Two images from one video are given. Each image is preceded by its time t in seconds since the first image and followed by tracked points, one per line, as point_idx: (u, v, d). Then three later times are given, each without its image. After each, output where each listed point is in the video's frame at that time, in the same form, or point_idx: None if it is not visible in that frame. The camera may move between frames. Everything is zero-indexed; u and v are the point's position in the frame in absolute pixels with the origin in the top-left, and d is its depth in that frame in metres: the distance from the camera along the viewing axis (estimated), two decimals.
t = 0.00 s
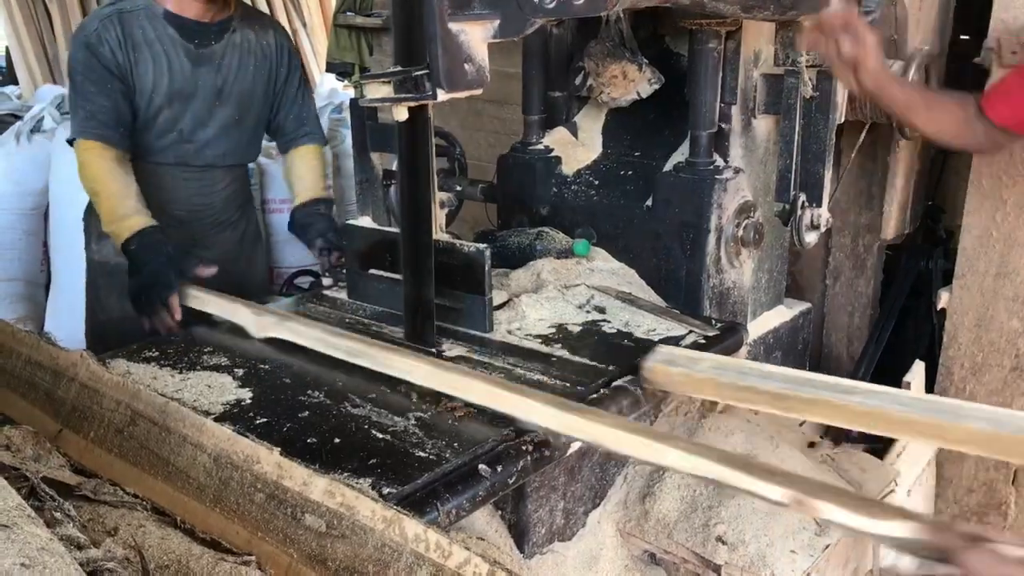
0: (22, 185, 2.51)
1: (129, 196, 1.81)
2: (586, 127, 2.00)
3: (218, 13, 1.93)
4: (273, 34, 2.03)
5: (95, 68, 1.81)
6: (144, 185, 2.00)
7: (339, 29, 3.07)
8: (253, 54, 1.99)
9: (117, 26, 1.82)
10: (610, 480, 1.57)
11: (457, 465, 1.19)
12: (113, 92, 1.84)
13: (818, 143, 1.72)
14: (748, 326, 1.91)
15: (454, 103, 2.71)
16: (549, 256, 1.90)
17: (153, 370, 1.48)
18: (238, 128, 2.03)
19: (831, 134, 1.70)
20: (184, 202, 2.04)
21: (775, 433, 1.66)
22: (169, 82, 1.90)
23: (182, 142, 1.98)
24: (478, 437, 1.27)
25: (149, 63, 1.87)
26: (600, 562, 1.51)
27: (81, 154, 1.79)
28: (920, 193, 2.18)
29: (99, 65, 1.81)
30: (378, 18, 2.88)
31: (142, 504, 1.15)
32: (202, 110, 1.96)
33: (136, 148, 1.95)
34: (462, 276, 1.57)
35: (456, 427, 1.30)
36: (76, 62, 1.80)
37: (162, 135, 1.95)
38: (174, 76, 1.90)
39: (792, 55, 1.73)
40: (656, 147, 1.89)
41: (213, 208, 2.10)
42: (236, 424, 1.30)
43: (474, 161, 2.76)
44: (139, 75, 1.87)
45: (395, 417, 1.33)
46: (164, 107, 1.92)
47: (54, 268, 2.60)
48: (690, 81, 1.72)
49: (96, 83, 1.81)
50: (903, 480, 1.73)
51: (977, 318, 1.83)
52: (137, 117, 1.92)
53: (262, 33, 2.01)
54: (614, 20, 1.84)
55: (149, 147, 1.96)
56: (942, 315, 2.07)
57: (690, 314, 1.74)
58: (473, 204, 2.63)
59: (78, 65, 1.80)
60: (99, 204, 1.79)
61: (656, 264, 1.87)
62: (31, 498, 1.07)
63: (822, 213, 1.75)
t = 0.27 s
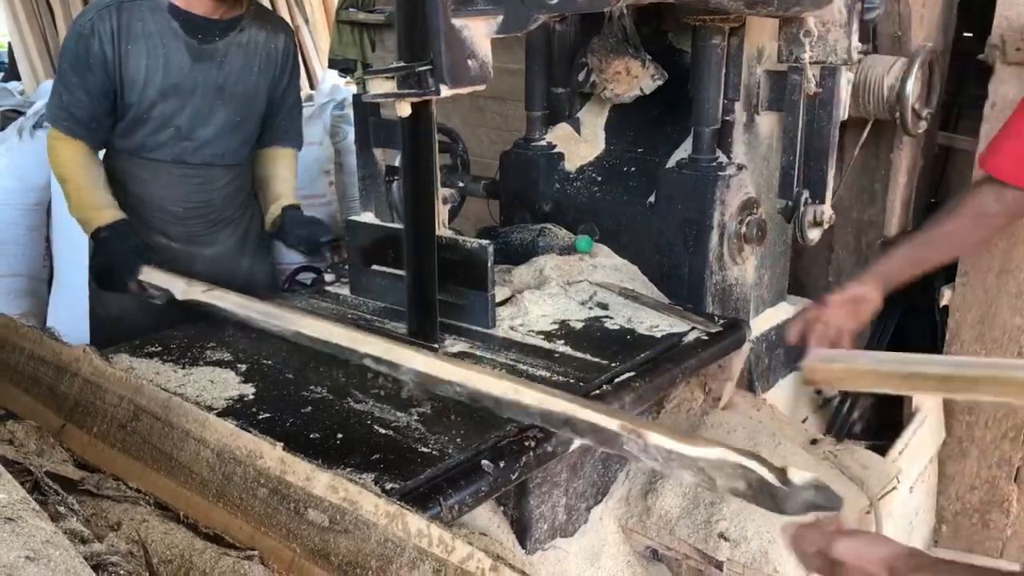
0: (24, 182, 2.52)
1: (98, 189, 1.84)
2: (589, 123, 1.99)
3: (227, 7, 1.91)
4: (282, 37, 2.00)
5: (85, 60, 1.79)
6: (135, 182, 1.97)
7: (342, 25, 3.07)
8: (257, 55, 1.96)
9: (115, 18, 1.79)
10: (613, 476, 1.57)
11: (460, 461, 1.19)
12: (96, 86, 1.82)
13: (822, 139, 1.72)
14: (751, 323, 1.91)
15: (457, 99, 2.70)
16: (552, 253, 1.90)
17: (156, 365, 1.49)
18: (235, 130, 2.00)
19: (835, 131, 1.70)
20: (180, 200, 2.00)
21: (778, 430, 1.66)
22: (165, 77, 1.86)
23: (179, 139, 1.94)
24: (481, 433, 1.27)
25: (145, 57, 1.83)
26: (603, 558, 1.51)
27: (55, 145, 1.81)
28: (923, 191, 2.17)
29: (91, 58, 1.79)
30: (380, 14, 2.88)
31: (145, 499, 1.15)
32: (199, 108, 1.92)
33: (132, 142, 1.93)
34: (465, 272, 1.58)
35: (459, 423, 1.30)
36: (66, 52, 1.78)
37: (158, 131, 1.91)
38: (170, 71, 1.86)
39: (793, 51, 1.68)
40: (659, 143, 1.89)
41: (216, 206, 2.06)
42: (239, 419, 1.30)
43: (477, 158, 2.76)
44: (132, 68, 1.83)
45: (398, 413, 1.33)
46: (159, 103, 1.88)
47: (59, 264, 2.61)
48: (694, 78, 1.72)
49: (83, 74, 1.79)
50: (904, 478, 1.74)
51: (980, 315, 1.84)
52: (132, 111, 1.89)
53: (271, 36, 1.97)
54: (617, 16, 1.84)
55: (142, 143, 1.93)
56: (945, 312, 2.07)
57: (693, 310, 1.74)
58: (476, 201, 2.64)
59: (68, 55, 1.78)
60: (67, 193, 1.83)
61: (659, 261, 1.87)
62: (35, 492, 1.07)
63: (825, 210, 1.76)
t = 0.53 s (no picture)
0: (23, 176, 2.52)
1: (77, 171, 1.86)
2: (590, 117, 1.99)
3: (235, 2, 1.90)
4: (283, 32, 1.99)
5: (84, 45, 1.76)
6: (127, 175, 1.96)
7: (342, 19, 3.07)
8: (259, 49, 1.95)
9: (119, 5, 1.78)
10: (613, 471, 1.57)
11: (461, 455, 1.19)
12: (93, 73, 1.80)
13: (822, 134, 1.72)
14: (752, 317, 1.91)
15: (458, 94, 2.70)
16: (553, 247, 1.89)
17: (156, 359, 1.48)
18: (234, 125, 1.99)
19: (836, 125, 1.70)
20: (179, 196, 1.99)
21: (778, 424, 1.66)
22: (166, 67, 1.85)
23: (179, 131, 1.93)
24: (482, 427, 1.27)
25: (146, 46, 1.82)
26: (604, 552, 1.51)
27: (39, 118, 1.81)
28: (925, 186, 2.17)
29: (90, 43, 1.77)
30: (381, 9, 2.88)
31: (145, 493, 1.15)
32: (199, 100, 1.91)
33: (129, 133, 1.91)
34: (464, 266, 1.57)
35: (460, 417, 1.30)
36: (65, 36, 1.76)
37: (156, 123, 1.90)
38: (172, 62, 1.85)
39: (795, 45, 1.68)
40: (660, 138, 1.89)
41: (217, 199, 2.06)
42: (239, 413, 1.30)
43: (477, 152, 2.76)
44: (133, 58, 1.82)
45: (398, 407, 1.33)
46: (160, 94, 1.87)
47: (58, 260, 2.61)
48: (695, 72, 1.71)
49: (81, 58, 1.77)
50: (905, 473, 1.74)
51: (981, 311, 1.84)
52: (131, 100, 1.87)
53: (274, 29, 1.97)
54: (618, 11, 1.83)
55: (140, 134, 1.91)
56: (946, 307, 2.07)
57: (694, 305, 1.73)
58: (476, 195, 2.63)
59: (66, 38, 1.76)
60: (45, 168, 1.84)
61: (659, 255, 1.87)
62: (35, 485, 1.06)
63: (826, 205, 1.76)
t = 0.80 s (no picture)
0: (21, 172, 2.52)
1: (74, 163, 1.86)
2: (588, 114, 2.00)
3: (247, 3, 1.89)
4: (287, 29, 1.99)
5: (95, 37, 1.75)
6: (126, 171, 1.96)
7: (340, 16, 3.07)
8: (266, 48, 1.96)
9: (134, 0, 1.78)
10: (611, 466, 1.57)
11: (459, 450, 1.19)
12: (103, 64, 1.78)
13: (820, 131, 1.73)
14: (749, 314, 1.92)
15: (456, 90, 2.70)
16: (551, 243, 1.90)
17: (154, 355, 1.49)
18: (239, 122, 1.99)
19: (833, 121, 1.71)
20: (178, 192, 1.99)
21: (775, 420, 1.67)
22: (178, 64, 1.85)
23: (184, 127, 1.92)
24: (480, 422, 1.28)
25: (159, 42, 1.82)
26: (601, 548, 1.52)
27: (40, 105, 1.80)
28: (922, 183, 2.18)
29: (101, 35, 1.76)
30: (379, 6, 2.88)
31: (143, 488, 1.15)
32: (208, 98, 1.91)
33: (133, 125, 1.91)
34: (460, 263, 1.57)
35: (458, 413, 1.30)
36: (74, 25, 1.74)
37: (162, 117, 1.90)
38: (184, 59, 1.85)
39: (793, 42, 1.68)
40: (658, 134, 1.89)
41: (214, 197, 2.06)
42: (237, 409, 1.30)
43: (475, 149, 2.76)
44: (143, 51, 1.82)
45: (397, 403, 1.33)
46: (170, 91, 1.87)
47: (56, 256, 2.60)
48: (692, 69, 1.72)
49: (90, 49, 1.75)
50: (901, 468, 1.74)
51: (978, 307, 1.86)
52: (138, 93, 1.87)
53: (281, 30, 1.97)
54: (615, 7, 1.82)
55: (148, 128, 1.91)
56: (943, 303, 2.08)
57: (691, 301, 1.74)
58: (474, 192, 2.64)
59: (77, 28, 1.74)
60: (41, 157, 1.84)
61: (657, 252, 1.87)
62: (35, 480, 1.06)
63: (823, 201, 1.75)
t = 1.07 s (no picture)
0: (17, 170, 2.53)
1: (75, 158, 1.86)
2: (584, 112, 2.00)
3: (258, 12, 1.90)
4: (297, 55, 1.99)
5: (104, 28, 1.76)
6: (122, 165, 1.96)
7: (336, 14, 3.07)
8: (271, 64, 1.96)
9: None
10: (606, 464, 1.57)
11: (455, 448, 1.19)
12: (110, 57, 1.79)
13: (815, 129, 1.75)
14: (744, 312, 1.92)
15: (452, 89, 2.70)
16: (546, 241, 1.90)
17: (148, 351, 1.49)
18: (237, 134, 1.99)
19: (828, 120, 1.73)
20: (168, 189, 1.99)
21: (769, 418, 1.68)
22: (180, 64, 1.86)
23: (177, 127, 1.92)
24: (476, 420, 1.28)
25: (164, 40, 1.83)
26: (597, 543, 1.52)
27: (45, 99, 1.80)
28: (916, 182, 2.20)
29: (110, 28, 1.77)
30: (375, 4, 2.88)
31: (138, 487, 1.15)
32: (206, 101, 1.91)
33: (128, 120, 1.91)
34: (449, 262, 1.55)
35: (452, 411, 1.30)
36: (84, 18, 1.75)
37: (157, 114, 1.90)
38: (187, 59, 1.86)
39: (788, 40, 1.70)
40: (653, 133, 1.90)
41: (207, 195, 2.06)
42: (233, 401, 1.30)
43: (471, 148, 2.76)
44: (148, 49, 1.83)
45: (392, 401, 1.33)
46: (169, 90, 1.88)
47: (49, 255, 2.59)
48: (687, 67, 1.72)
49: (98, 42, 1.76)
50: (896, 466, 1.75)
51: (971, 306, 1.87)
52: (137, 89, 1.87)
53: (288, 51, 1.98)
54: (611, 5, 1.83)
55: (143, 124, 1.91)
56: (936, 301, 2.09)
57: (686, 299, 1.74)
58: (470, 190, 2.64)
59: (87, 18, 1.75)
60: (42, 151, 1.84)
61: (652, 250, 1.87)
62: (31, 477, 1.06)
63: (819, 200, 1.77)
